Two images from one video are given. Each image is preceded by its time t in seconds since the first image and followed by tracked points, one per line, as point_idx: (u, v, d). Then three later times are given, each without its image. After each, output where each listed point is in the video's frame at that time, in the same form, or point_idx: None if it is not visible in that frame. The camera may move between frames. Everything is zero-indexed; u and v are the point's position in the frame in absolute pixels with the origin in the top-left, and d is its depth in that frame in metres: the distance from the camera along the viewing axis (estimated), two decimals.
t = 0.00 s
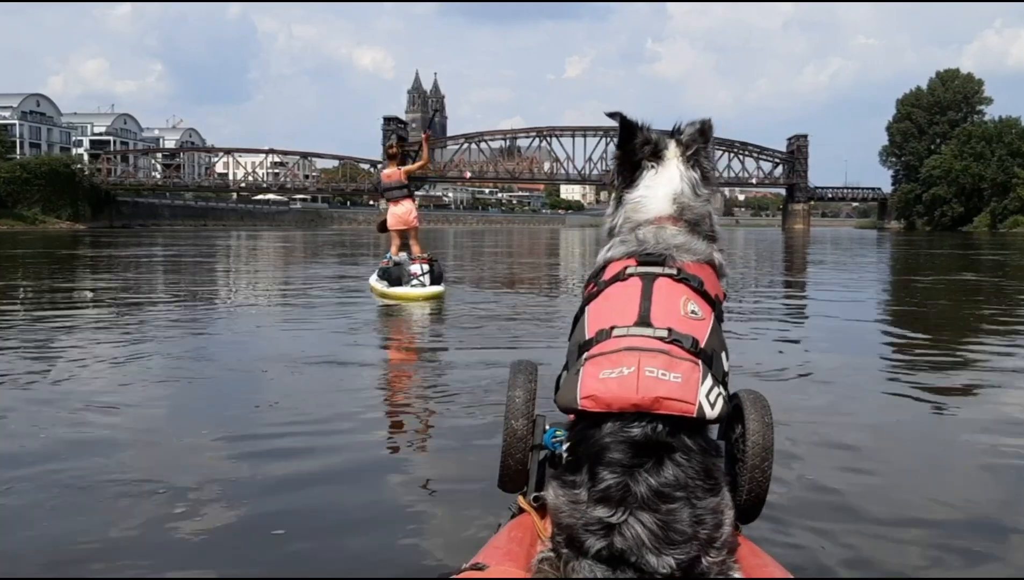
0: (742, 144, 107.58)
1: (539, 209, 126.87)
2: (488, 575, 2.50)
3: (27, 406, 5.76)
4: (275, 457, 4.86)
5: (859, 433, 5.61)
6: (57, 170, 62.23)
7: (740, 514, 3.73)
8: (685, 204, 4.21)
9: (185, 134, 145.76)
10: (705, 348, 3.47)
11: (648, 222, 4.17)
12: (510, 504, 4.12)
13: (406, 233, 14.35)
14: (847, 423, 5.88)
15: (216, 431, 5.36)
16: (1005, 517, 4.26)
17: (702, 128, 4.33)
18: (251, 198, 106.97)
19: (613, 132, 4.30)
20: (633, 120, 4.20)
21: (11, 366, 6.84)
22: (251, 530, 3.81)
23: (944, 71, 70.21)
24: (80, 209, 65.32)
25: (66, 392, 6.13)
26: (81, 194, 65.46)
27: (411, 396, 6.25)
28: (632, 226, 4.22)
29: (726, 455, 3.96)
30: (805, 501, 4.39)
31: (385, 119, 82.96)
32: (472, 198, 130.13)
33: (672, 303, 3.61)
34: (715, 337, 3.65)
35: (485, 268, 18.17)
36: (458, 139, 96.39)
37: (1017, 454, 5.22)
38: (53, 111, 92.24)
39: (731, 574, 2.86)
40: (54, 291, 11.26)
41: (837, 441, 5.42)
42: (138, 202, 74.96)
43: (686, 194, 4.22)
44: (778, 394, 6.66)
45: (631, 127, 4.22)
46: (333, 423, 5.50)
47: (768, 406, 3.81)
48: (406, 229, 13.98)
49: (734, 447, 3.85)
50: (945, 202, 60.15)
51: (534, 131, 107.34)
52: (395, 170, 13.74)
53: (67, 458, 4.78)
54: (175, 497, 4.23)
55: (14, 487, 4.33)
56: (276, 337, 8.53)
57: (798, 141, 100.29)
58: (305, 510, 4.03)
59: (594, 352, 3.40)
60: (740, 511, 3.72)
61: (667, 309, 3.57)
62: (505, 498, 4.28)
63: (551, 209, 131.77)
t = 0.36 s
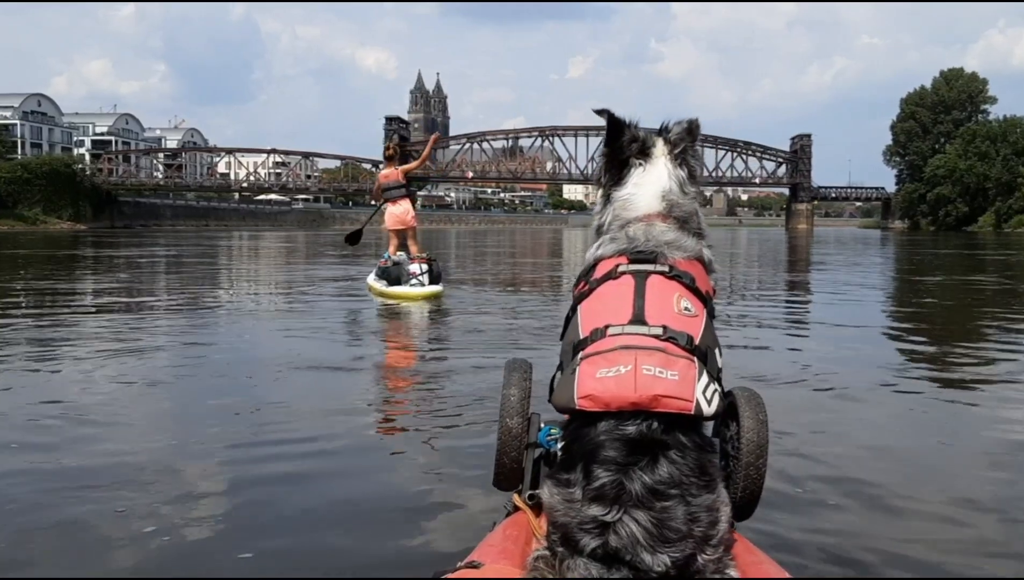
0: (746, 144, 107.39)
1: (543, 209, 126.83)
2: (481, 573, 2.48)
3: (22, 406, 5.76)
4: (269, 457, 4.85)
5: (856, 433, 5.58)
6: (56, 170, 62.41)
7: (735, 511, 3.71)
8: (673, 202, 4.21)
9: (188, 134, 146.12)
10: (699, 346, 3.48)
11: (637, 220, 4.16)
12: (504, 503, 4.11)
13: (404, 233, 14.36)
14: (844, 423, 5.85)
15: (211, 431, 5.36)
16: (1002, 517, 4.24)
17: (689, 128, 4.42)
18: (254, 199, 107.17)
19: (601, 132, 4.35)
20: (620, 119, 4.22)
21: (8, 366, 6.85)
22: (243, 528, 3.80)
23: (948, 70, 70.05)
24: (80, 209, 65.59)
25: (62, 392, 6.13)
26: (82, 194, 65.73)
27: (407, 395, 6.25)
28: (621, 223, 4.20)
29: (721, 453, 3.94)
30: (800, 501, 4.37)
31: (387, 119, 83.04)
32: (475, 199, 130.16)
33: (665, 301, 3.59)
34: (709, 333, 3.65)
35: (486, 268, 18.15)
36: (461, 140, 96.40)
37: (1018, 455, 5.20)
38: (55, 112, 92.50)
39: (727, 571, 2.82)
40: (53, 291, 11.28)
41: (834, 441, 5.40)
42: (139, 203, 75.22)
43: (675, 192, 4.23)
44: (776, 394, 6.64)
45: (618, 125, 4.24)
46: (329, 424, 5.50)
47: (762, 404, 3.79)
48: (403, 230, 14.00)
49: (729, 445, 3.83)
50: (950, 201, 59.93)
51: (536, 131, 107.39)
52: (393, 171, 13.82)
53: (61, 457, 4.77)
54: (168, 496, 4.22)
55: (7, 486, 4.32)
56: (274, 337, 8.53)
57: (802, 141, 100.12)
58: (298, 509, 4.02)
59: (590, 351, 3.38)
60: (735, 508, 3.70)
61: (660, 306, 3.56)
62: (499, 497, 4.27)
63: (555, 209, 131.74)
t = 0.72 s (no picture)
0: (753, 144, 107.04)
1: (549, 210, 126.84)
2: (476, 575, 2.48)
3: (23, 406, 5.80)
4: (267, 458, 4.87)
5: (855, 434, 5.56)
6: (61, 171, 62.72)
7: (732, 512, 3.70)
8: (666, 204, 4.14)
9: (195, 135, 146.64)
10: (697, 348, 3.49)
11: (630, 223, 4.11)
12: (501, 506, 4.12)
13: (405, 234, 14.37)
14: (846, 424, 5.84)
15: (210, 432, 5.37)
16: (999, 518, 4.22)
17: (681, 130, 4.33)
18: (260, 200, 107.47)
19: (592, 133, 4.24)
20: (611, 122, 4.12)
21: (10, 367, 6.89)
22: (238, 531, 3.83)
23: (956, 69, 69.78)
24: (85, 210, 65.96)
25: (63, 393, 6.17)
26: (87, 196, 66.12)
27: (407, 396, 6.28)
28: (614, 226, 4.15)
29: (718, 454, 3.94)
30: (798, 501, 4.36)
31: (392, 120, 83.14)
32: (481, 199, 130.25)
33: (663, 304, 3.59)
34: (705, 335, 3.66)
35: (491, 268, 18.14)
36: (466, 140, 96.41)
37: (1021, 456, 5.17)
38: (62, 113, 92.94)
39: (725, 574, 2.81)
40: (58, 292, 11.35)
41: (833, 442, 5.39)
42: (144, 203, 75.62)
43: (668, 194, 4.15)
44: (776, 395, 6.62)
45: (609, 128, 4.15)
46: (327, 425, 5.51)
47: (759, 405, 3.78)
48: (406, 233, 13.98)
49: (726, 446, 3.83)
50: (958, 201, 59.67)
51: (543, 131, 107.41)
52: (393, 171, 13.94)
53: (61, 457, 4.81)
54: (165, 498, 4.25)
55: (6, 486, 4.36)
56: (275, 337, 8.55)
57: (809, 141, 99.83)
58: (293, 512, 4.04)
59: (589, 355, 3.37)
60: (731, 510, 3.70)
61: (657, 309, 3.56)
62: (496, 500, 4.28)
63: (561, 209, 131.71)
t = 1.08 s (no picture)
0: (763, 143, 106.57)
1: (559, 209, 126.70)
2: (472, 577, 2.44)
3: (24, 406, 5.79)
4: (267, 458, 4.85)
5: (861, 434, 5.50)
6: (70, 170, 63.04)
7: (733, 513, 3.66)
8: (664, 203, 4.08)
9: (205, 135, 147.20)
10: (697, 347, 3.44)
11: (628, 224, 4.05)
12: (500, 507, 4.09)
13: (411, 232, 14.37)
14: (853, 424, 5.79)
15: (211, 432, 5.36)
16: (1006, 518, 4.16)
17: (680, 130, 4.27)
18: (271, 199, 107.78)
19: (589, 133, 4.17)
20: (609, 123, 4.06)
21: (14, 366, 6.89)
22: (236, 532, 3.81)
23: (968, 67, 69.30)
24: (94, 209, 66.30)
25: (65, 392, 6.17)
26: (95, 195, 66.45)
27: (410, 396, 6.27)
28: (611, 227, 4.09)
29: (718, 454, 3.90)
30: (801, 501, 4.31)
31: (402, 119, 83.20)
32: (491, 199, 130.23)
33: (662, 302, 3.55)
34: (705, 334, 3.62)
35: (498, 268, 18.10)
36: (474, 139, 96.37)
37: None
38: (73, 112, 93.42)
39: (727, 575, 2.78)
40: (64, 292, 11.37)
41: (838, 442, 5.33)
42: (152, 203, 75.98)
43: (666, 194, 4.09)
44: (782, 396, 6.55)
45: (607, 130, 4.08)
46: (328, 426, 5.49)
47: (759, 404, 3.73)
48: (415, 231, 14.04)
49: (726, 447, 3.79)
50: (970, 201, 59.24)
51: (552, 130, 107.29)
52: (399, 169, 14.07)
53: (61, 457, 4.80)
54: (164, 498, 4.23)
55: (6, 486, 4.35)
56: (279, 337, 8.54)
57: (820, 139, 99.36)
58: (292, 514, 4.01)
59: (589, 355, 3.33)
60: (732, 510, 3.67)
61: (657, 308, 3.52)
62: (495, 501, 4.25)
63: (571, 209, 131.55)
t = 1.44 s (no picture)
0: (776, 142, 106.16)
1: (570, 208, 126.64)
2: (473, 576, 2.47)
3: (34, 404, 5.86)
4: (272, 457, 4.90)
5: (864, 433, 5.50)
6: (82, 169, 63.55)
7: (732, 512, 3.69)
8: (660, 205, 4.11)
9: (217, 134, 147.97)
10: (695, 346, 3.45)
11: (625, 225, 4.08)
12: (501, 506, 4.12)
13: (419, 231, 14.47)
14: (857, 423, 5.80)
15: (217, 431, 5.41)
16: (1009, 517, 4.16)
17: (677, 134, 4.32)
18: (283, 199, 108.21)
19: (587, 136, 4.21)
20: (604, 125, 4.10)
21: (24, 365, 6.97)
22: (240, 530, 3.85)
23: (981, 65, 68.90)
24: (105, 209, 66.80)
25: (75, 390, 6.24)
26: (106, 194, 66.96)
27: (416, 396, 6.32)
28: (609, 227, 4.12)
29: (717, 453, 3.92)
30: (802, 500, 4.32)
31: (412, 118, 83.44)
32: (502, 198, 130.33)
33: (660, 303, 3.56)
34: (703, 334, 3.63)
35: (507, 268, 18.13)
36: (485, 138, 96.46)
37: None
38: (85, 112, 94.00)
39: (727, 573, 2.80)
40: (75, 291, 11.48)
41: (841, 441, 5.33)
42: (163, 202, 76.41)
43: (662, 196, 4.12)
44: (785, 396, 6.55)
45: (603, 131, 4.13)
46: (332, 425, 5.53)
47: (758, 404, 3.75)
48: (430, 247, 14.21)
49: (726, 446, 3.81)
50: (983, 200, 58.85)
51: (563, 129, 107.22)
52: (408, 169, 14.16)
53: (69, 455, 4.85)
54: (169, 496, 4.28)
55: (14, 483, 4.41)
56: (287, 336, 8.60)
57: (832, 138, 98.89)
58: (298, 512, 4.06)
59: (588, 355, 3.34)
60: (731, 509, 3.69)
61: (655, 309, 3.53)
62: (496, 500, 4.28)
63: (582, 208, 131.47)
